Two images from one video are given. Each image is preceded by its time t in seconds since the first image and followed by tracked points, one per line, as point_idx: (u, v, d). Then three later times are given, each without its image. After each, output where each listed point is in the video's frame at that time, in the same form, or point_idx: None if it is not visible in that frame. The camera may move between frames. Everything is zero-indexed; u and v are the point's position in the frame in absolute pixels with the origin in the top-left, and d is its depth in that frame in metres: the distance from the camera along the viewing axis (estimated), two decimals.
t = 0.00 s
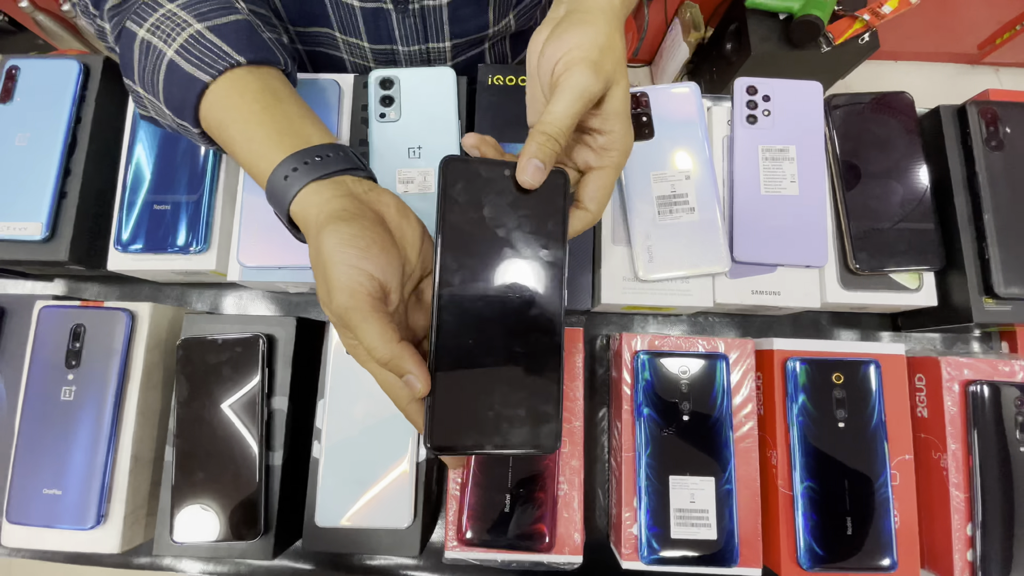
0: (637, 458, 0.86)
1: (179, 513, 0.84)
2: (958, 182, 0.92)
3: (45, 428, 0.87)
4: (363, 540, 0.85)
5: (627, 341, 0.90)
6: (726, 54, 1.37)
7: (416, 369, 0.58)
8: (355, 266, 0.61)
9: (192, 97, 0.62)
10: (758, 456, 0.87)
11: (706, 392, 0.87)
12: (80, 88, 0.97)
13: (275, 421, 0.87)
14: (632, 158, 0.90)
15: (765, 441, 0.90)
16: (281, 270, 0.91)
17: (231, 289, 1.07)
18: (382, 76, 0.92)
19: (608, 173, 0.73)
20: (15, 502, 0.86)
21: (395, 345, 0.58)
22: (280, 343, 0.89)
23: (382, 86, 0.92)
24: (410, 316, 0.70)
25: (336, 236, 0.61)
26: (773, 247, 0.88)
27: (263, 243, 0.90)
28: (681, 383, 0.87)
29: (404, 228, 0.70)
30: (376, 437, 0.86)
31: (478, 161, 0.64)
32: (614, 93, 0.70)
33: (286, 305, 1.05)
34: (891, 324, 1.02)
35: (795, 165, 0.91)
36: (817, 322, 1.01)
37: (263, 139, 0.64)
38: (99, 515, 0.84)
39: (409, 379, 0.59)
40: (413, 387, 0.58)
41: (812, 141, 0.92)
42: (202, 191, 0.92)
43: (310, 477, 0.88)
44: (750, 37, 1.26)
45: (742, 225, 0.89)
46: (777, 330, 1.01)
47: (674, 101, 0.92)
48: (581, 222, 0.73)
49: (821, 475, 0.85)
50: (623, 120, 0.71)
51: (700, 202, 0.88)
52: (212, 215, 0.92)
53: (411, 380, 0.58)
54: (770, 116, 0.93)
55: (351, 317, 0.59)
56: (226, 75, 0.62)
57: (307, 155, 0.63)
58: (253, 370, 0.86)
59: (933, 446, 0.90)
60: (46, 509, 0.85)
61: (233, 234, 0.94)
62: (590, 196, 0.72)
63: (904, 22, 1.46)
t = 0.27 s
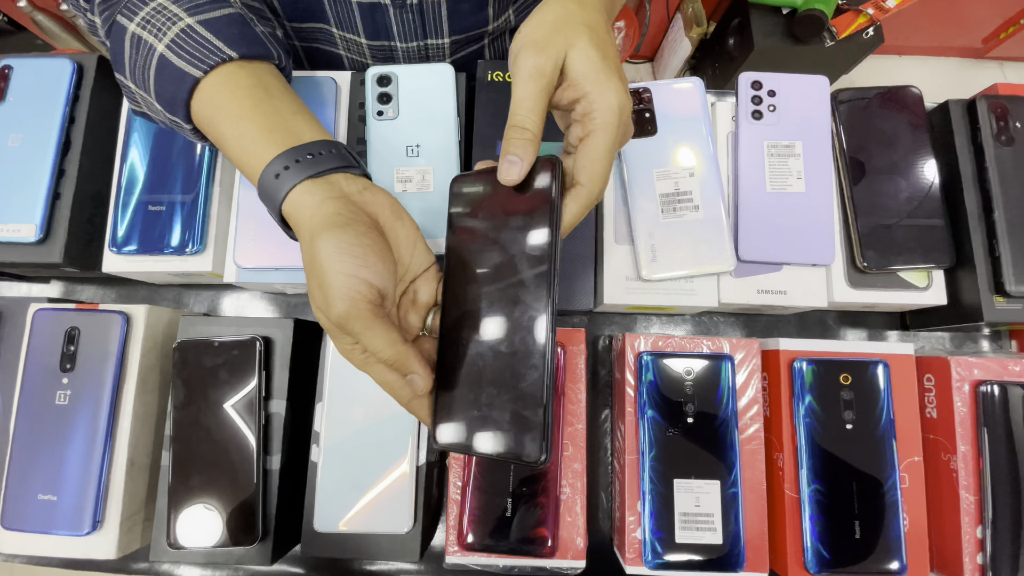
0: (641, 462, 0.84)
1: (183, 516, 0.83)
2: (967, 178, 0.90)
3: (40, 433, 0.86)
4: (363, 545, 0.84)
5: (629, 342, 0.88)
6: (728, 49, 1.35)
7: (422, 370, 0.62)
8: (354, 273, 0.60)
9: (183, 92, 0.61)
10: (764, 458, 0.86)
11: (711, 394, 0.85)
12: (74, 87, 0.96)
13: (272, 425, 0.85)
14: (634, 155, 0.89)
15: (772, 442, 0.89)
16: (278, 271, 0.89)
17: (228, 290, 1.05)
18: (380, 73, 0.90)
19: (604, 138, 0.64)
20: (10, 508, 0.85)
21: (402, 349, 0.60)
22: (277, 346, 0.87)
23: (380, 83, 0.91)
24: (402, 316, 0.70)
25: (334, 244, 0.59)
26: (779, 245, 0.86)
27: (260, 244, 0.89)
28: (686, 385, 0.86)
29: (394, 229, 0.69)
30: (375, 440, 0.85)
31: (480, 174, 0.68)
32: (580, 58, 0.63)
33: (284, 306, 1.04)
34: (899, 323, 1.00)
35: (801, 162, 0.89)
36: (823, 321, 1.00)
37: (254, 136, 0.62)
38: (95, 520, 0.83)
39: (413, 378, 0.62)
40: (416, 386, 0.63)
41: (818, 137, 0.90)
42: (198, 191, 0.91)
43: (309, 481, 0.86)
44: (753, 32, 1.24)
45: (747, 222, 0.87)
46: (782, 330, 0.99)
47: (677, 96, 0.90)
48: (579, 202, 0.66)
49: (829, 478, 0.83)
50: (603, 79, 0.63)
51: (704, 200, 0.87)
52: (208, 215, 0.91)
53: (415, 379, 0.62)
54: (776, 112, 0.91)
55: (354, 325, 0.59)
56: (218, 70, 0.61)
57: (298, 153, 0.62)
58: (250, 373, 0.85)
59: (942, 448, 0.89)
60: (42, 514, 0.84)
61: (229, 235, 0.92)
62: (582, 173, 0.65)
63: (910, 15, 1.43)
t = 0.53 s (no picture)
0: (646, 466, 0.82)
1: (190, 512, 0.81)
2: (981, 172, 0.87)
3: (31, 440, 0.84)
4: (363, 553, 0.82)
5: (634, 343, 0.86)
6: (730, 43, 1.32)
7: (422, 365, 0.52)
8: (357, 258, 0.57)
9: (178, 90, 0.59)
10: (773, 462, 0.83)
11: (718, 396, 0.83)
12: (63, 86, 0.94)
13: (268, 430, 0.83)
14: (637, 151, 0.86)
15: (781, 445, 0.86)
16: (272, 273, 0.87)
17: (224, 292, 1.03)
18: (376, 68, 0.87)
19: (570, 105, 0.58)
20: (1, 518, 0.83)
21: (402, 336, 0.53)
22: (273, 349, 0.85)
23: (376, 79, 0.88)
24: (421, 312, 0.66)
25: (337, 233, 0.58)
26: (787, 242, 0.84)
27: (254, 245, 0.86)
28: (693, 387, 0.83)
29: (405, 220, 0.66)
30: (373, 445, 0.83)
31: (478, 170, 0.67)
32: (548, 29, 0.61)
33: (281, 308, 1.01)
34: (910, 321, 0.98)
35: (810, 156, 0.86)
36: (832, 320, 0.97)
37: (254, 131, 0.60)
38: (88, 529, 0.81)
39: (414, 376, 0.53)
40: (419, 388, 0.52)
41: (827, 130, 0.87)
42: (191, 191, 0.88)
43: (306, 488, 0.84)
44: (755, 26, 1.21)
45: (754, 219, 0.85)
46: (790, 329, 0.97)
47: (680, 90, 0.88)
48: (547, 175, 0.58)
49: (840, 481, 0.81)
50: (569, 43, 0.59)
51: (710, 196, 0.84)
52: (202, 216, 0.88)
53: (416, 379, 0.52)
54: (783, 105, 0.88)
55: (355, 311, 0.55)
56: (213, 66, 0.59)
57: (299, 148, 0.60)
58: (245, 378, 0.82)
59: (956, 449, 0.86)
60: (34, 524, 0.82)
61: (223, 236, 0.90)
62: (547, 141, 0.58)
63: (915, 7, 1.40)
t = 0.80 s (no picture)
0: (652, 469, 0.80)
1: (188, 516, 0.80)
2: (990, 166, 0.86)
3: (28, 447, 0.83)
4: (365, 559, 0.81)
5: (638, 344, 0.84)
6: (730, 39, 1.30)
7: (416, 359, 0.46)
8: (365, 254, 0.55)
9: (178, 91, 0.57)
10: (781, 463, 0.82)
11: (724, 397, 0.82)
12: (56, 88, 0.92)
13: (268, 435, 0.82)
14: (638, 148, 0.85)
15: (788, 446, 0.85)
16: (269, 275, 0.86)
17: (221, 295, 1.02)
18: (374, 65, 0.86)
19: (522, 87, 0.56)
20: None
21: (404, 336, 0.48)
22: (271, 353, 0.84)
23: (373, 77, 0.86)
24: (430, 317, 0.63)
25: (346, 229, 0.57)
26: (793, 239, 0.83)
27: (252, 247, 0.85)
28: (699, 388, 0.82)
29: (415, 219, 0.65)
30: (374, 449, 0.81)
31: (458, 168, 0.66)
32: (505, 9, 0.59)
33: (279, 310, 1.00)
34: (918, 318, 0.96)
35: (816, 151, 0.85)
36: (839, 318, 0.96)
37: (258, 130, 0.59)
38: (85, 537, 0.80)
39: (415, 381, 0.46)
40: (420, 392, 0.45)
41: (832, 125, 0.86)
42: (187, 192, 0.87)
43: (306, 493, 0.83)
44: (756, 22, 1.20)
45: (759, 216, 0.83)
46: (796, 328, 0.95)
47: (682, 85, 0.86)
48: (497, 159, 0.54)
49: (849, 482, 0.80)
50: (525, 24, 0.58)
51: (715, 194, 0.83)
52: (198, 217, 0.87)
53: (417, 384, 0.45)
54: (788, 99, 0.87)
55: (360, 305, 0.52)
56: (213, 65, 0.58)
57: (304, 145, 0.58)
58: (243, 383, 0.81)
59: (966, 449, 0.85)
60: (31, 532, 0.81)
61: (220, 238, 0.89)
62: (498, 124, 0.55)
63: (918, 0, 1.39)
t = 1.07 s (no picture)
0: (658, 472, 0.79)
1: (187, 522, 0.78)
2: (999, 160, 0.84)
3: (20, 455, 0.81)
4: (364, 567, 0.79)
5: (642, 344, 0.83)
6: (729, 35, 1.28)
7: (383, 411, 0.50)
8: (352, 274, 0.55)
9: (177, 95, 0.56)
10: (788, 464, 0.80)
11: (730, 398, 0.80)
12: (47, 88, 0.91)
13: (265, 440, 0.80)
14: (641, 144, 0.83)
15: (796, 447, 0.83)
16: (265, 277, 0.84)
17: (217, 298, 1.00)
18: (370, 62, 0.84)
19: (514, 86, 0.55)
20: None
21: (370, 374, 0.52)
22: (268, 356, 0.82)
23: (369, 73, 0.85)
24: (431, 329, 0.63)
25: (338, 244, 0.56)
26: (799, 235, 0.81)
27: (247, 248, 0.83)
28: (704, 389, 0.80)
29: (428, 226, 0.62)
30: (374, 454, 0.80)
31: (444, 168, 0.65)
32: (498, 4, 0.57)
33: (276, 313, 0.98)
34: (926, 316, 0.94)
35: (822, 146, 0.83)
36: (845, 316, 0.94)
37: (261, 135, 0.57)
38: (79, 546, 0.78)
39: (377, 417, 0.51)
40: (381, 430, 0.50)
41: (838, 119, 0.84)
42: (181, 193, 0.85)
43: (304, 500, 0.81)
44: (755, 17, 1.18)
45: (764, 212, 0.82)
46: (802, 326, 0.94)
47: (685, 80, 0.84)
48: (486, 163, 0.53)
49: (858, 483, 0.78)
50: (518, 24, 0.55)
51: (719, 190, 0.81)
52: (192, 219, 0.85)
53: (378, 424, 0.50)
54: (793, 93, 0.85)
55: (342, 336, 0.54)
56: (212, 68, 0.56)
57: (307, 150, 0.57)
58: (239, 388, 0.79)
59: (977, 449, 0.83)
60: (24, 542, 0.79)
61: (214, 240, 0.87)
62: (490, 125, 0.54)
63: None
